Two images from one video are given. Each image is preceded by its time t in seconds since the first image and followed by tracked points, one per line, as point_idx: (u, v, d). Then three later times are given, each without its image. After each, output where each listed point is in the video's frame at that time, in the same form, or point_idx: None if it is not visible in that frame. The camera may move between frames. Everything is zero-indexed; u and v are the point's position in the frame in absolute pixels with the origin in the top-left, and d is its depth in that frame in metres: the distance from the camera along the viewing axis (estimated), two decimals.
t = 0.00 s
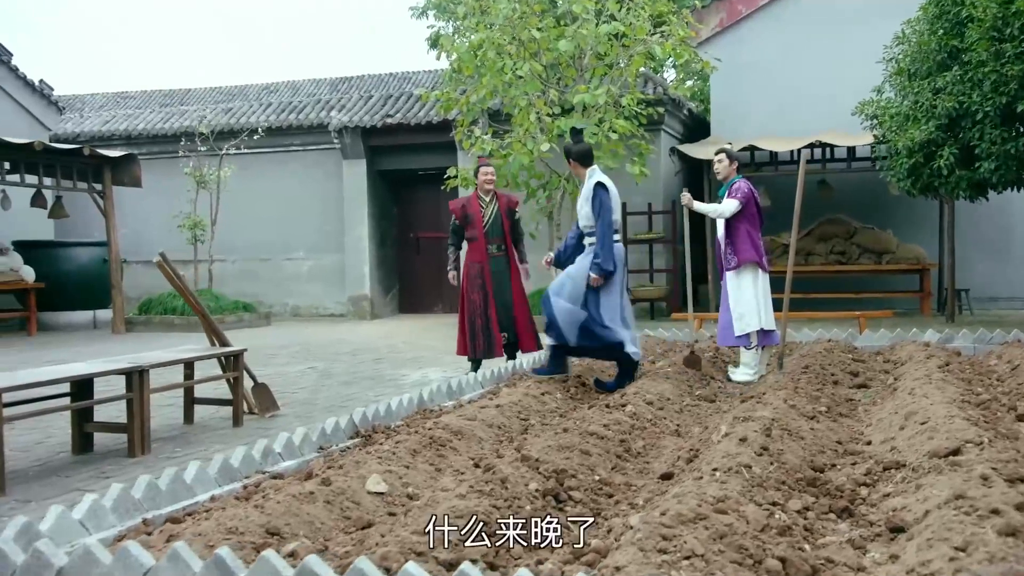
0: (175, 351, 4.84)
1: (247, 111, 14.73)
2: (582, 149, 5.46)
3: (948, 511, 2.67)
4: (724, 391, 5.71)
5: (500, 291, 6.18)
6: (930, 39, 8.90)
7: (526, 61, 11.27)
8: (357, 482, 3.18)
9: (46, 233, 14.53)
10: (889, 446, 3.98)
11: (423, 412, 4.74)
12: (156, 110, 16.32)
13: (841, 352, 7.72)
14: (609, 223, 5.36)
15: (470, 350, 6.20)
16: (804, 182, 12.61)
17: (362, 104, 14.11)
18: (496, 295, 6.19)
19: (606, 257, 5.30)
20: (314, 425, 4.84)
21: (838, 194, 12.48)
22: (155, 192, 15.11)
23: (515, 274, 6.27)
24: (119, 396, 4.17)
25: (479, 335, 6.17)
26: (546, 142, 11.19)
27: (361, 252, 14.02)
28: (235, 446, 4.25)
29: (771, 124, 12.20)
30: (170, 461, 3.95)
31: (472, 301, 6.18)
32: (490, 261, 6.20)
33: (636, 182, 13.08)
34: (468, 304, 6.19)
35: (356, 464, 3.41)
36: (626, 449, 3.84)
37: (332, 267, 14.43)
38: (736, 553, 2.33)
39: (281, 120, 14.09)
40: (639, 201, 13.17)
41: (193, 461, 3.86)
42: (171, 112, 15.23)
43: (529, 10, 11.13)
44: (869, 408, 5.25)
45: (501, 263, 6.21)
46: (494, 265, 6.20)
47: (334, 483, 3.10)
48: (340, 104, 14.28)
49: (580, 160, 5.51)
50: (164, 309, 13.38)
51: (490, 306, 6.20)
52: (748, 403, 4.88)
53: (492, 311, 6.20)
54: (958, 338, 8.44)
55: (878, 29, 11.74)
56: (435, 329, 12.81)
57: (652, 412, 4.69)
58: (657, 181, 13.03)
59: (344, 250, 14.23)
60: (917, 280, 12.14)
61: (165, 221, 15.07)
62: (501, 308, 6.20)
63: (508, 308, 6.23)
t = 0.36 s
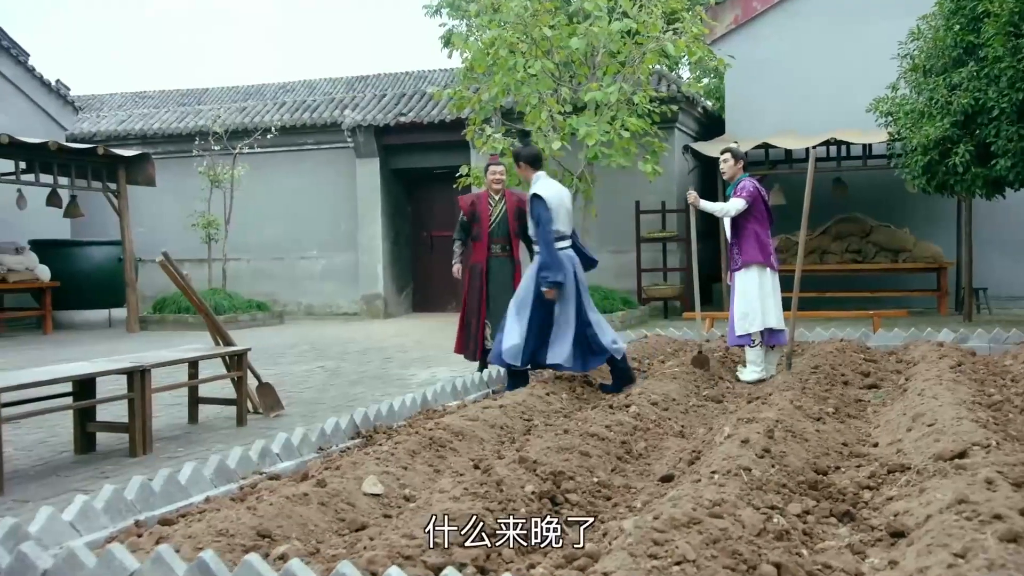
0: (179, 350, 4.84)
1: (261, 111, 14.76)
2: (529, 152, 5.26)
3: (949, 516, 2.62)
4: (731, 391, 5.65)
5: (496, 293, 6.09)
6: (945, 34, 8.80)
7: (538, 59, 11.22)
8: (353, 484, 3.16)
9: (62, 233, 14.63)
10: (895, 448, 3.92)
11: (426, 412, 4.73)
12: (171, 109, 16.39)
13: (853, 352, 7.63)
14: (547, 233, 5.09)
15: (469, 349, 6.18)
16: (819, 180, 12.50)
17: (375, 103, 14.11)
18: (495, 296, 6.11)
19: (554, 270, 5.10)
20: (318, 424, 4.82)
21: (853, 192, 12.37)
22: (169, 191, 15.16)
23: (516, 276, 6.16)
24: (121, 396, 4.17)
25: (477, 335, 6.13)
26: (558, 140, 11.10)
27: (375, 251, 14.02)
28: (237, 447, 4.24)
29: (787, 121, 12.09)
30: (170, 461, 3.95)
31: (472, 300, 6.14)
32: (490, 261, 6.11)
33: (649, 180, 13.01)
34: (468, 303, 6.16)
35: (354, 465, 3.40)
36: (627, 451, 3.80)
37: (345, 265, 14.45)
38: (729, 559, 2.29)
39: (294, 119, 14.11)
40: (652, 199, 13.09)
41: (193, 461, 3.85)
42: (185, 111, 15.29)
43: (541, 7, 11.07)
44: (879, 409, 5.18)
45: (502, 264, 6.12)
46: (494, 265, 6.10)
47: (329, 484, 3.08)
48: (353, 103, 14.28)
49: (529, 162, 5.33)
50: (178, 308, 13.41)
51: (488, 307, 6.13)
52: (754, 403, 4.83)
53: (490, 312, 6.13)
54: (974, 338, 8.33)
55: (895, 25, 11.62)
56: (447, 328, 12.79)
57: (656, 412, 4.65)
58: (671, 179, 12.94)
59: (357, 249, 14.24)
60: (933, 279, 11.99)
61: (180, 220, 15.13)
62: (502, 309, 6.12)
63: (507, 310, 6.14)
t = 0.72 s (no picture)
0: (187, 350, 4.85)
1: (278, 111, 14.80)
2: (496, 142, 5.34)
3: (953, 522, 2.57)
4: (741, 392, 5.59)
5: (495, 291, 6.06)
6: (962, 31, 8.70)
7: (552, 58, 11.17)
8: (353, 486, 3.14)
9: (79, 233, 14.73)
10: (904, 451, 3.86)
11: (432, 413, 4.72)
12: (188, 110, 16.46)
13: (867, 352, 7.54)
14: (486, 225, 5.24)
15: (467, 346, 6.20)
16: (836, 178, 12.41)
17: (390, 103, 14.12)
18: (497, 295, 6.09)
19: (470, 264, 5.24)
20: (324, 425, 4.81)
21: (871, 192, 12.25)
22: (185, 191, 15.23)
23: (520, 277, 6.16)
24: (126, 396, 4.18)
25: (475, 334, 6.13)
26: (571, 139, 11.01)
27: (390, 251, 14.04)
28: (242, 447, 4.24)
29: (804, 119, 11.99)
30: (174, 461, 3.95)
31: (474, 298, 6.14)
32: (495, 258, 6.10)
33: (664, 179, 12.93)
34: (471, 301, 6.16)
35: (354, 467, 3.39)
36: (631, 453, 3.77)
37: (360, 265, 14.47)
38: (724, 564, 2.26)
39: (310, 119, 14.13)
40: (667, 198, 13.01)
41: (196, 462, 3.85)
42: (202, 111, 15.35)
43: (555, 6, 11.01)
44: (891, 410, 5.11)
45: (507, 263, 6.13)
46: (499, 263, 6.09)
47: (328, 487, 3.07)
48: (368, 103, 14.29)
49: (496, 151, 5.39)
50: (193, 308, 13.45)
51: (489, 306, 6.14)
52: (763, 405, 4.78)
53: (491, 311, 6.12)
54: (992, 338, 8.22)
55: (913, 22, 11.48)
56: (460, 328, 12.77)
57: (663, 414, 4.61)
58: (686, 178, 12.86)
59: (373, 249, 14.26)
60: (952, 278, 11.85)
61: (196, 220, 15.20)
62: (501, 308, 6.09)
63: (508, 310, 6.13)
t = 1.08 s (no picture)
0: (192, 349, 4.86)
1: (292, 110, 14.83)
2: (472, 147, 5.29)
3: (955, 526, 2.53)
4: (750, 393, 5.54)
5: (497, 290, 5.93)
6: (978, 27, 8.60)
7: (565, 56, 11.11)
8: (351, 487, 3.12)
9: (94, 233, 14.81)
10: (911, 453, 3.81)
11: (436, 414, 4.70)
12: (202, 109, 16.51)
13: (880, 352, 7.46)
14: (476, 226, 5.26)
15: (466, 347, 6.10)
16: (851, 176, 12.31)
17: (403, 102, 14.10)
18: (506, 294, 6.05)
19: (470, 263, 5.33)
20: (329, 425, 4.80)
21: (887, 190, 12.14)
22: (199, 191, 15.28)
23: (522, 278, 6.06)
24: (130, 396, 4.18)
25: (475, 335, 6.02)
26: (583, 137, 10.92)
27: (402, 250, 14.05)
28: (245, 447, 4.23)
29: (819, 117, 11.88)
30: (177, 461, 3.95)
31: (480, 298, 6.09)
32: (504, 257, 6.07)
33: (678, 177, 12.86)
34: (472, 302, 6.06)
35: (354, 467, 3.37)
36: (634, 455, 3.74)
37: (373, 264, 14.48)
38: (719, 568, 2.24)
39: (323, 118, 14.14)
40: (680, 196, 12.95)
41: (199, 462, 3.85)
42: (216, 111, 15.40)
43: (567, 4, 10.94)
44: (901, 410, 5.05)
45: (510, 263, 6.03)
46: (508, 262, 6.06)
47: (326, 488, 3.05)
48: (381, 102, 14.28)
49: (473, 156, 5.34)
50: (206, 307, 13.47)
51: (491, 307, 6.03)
52: (770, 406, 4.73)
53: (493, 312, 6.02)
54: (1008, 338, 8.11)
55: (930, 18, 11.35)
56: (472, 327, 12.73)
57: (669, 415, 4.57)
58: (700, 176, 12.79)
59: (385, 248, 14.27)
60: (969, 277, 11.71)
61: (210, 219, 15.25)
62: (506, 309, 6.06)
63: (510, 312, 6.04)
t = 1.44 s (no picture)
0: (203, 347, 4.87)
1: (309, 108, 14.86)
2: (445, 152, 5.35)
3: (963, 529, 2.48)
4: (762, 392, 5.48)
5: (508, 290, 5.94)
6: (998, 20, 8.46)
7: (580, 52, 11.04)
8: (354, 486, 3.11)
9: (113, 231, 14.91)
10: (923, 453, 3.75)
11: (445, 412, 4.69)
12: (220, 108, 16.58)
13: (897, 350, 7.37)
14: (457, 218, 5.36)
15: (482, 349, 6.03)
16: (870, 172, 12.19)
17: (420, 99, 14.09)
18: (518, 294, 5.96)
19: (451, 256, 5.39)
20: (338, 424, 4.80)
21: (907, 186, 12.01)
22: (217, 189, 15.35)
23: (535, 278, 6.02)
24: (140, 394, 4.19)
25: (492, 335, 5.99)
26: (598, 134, 10.82)
27: (420, 248, 14.12)
28: (254, 445, 4.24)
29: (838, 112, 11.75)
30: (184, 459, 3.96)
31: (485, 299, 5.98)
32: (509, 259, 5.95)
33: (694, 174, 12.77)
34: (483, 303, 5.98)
35: (359, 467, 3.36)
36: (640, 455, 3.71)
37: (389, 262, 14.50)
38: (719, 570, 2.23)
39: (340, 116, 14.16)
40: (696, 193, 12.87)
41: (206, 460, 3.86)
42: (233, 110, 15.46)
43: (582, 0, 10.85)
44: (915, 410, 4.99)
45: (520, 265, 5.97)
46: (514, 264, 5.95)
47: (329, 487, 3.05)
48: (397, 100, 14.27)
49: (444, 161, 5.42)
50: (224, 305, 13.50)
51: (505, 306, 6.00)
52: (782, 405, 4.67)
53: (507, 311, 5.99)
54: None
55: (951, 12, 11.19)
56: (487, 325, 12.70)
57: (679, 414, 4.53)
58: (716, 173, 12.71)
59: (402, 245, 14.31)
60: (990, 274, 11.56)
61: (227, 217, 15.32)
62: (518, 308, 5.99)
63: (525, 311, 6.01)
